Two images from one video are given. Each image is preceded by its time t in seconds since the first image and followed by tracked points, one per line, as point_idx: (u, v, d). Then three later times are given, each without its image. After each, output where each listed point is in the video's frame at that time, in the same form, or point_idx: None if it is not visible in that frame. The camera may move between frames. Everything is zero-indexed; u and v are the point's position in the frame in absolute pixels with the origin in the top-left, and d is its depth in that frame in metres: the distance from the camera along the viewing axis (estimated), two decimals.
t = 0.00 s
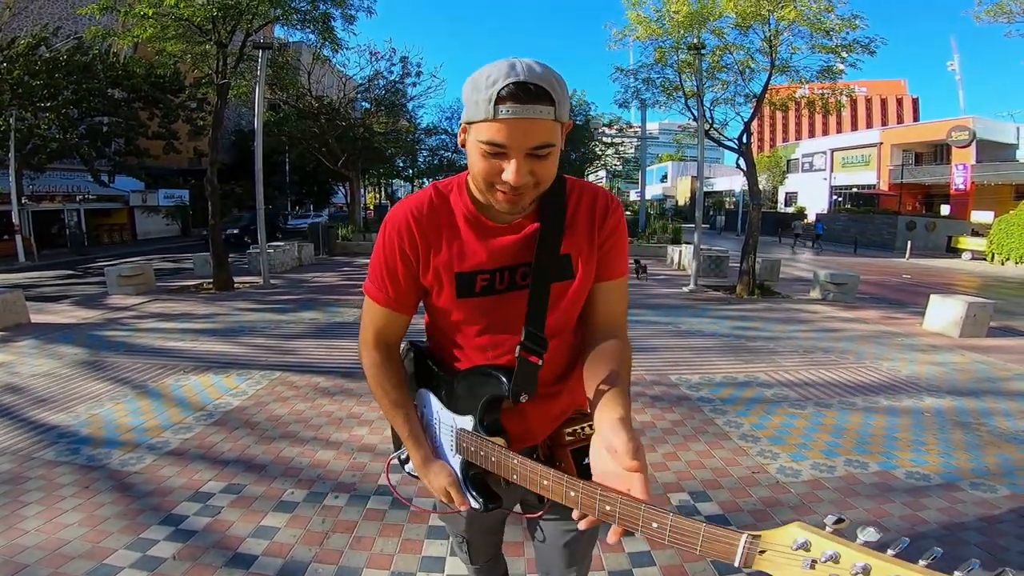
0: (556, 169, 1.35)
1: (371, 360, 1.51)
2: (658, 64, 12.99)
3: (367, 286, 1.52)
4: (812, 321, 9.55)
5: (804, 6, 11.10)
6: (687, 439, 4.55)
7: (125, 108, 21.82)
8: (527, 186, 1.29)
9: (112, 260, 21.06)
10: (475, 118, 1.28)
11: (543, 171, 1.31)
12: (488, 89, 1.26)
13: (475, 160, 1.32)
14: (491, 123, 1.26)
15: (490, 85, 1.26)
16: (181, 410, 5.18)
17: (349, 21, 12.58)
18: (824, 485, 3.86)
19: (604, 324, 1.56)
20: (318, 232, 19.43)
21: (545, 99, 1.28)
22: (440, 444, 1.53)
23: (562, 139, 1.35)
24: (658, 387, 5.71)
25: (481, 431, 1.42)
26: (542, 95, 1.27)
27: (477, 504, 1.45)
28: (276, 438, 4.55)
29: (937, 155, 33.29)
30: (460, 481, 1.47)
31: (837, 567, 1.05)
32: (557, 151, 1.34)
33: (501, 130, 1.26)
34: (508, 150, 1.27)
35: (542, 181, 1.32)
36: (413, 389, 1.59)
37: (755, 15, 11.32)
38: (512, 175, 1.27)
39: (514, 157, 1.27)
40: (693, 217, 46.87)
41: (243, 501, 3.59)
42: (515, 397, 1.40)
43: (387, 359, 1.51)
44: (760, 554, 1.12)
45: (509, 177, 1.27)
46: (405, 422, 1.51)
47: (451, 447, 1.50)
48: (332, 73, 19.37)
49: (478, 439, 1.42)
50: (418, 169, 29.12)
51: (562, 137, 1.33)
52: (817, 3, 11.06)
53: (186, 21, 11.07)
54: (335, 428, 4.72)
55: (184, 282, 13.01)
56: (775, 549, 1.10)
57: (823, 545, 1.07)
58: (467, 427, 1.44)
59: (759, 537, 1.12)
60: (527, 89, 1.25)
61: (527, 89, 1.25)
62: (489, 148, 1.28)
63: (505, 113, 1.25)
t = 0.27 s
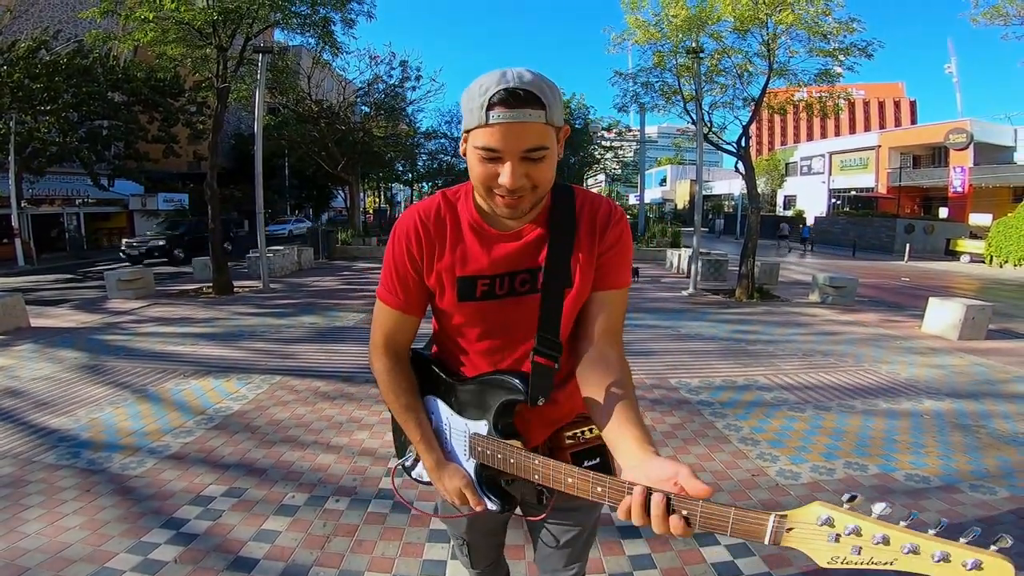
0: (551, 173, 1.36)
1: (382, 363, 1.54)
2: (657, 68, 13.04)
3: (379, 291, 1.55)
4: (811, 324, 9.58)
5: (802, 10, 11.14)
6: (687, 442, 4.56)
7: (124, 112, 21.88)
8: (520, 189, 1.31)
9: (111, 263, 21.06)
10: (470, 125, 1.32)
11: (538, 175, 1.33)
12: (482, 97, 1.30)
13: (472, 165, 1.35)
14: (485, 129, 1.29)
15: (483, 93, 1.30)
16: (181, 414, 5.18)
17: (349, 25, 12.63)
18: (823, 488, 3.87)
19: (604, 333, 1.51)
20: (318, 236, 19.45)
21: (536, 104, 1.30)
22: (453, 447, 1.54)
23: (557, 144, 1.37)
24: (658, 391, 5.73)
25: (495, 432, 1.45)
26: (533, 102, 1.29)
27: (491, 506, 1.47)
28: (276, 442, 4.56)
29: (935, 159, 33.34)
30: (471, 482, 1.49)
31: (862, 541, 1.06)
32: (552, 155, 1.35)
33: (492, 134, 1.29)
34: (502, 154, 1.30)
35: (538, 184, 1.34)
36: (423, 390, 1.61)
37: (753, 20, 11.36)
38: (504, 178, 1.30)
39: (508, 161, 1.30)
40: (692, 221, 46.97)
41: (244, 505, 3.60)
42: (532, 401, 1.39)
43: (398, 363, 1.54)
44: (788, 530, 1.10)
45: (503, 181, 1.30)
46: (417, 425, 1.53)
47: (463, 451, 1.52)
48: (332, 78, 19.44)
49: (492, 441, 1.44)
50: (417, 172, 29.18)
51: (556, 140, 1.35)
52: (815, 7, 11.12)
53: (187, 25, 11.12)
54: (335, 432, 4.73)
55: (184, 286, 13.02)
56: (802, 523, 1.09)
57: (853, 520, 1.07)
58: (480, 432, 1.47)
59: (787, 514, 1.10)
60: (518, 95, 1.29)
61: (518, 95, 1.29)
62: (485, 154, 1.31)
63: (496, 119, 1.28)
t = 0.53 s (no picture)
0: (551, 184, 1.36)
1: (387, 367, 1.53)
2: (656, 72, 13.05)
3: (383, 296, 1.56)
4: (811, 328, 9.58)
5: (801, 13, 11.17)
6: (687, 446, 4.56)
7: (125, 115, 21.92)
8: (521, 201, 1.31)
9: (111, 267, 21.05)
10: (472, 136, 1.32)
11: (539, 186, 1.33)
12: (482, 109, 1.30)
13: (473, 177, 1.36)
14: (485, 141, 1.30)
15: (483, 105, 1.30)
16: (181, 418, 5.18)
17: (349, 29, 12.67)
18: (824, 490, 3.87)
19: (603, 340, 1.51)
20: (318, 240, 19.45)
21: (536, 114, 1.30)
22: (456, 450, 1.54)
23: (557, 154, 1.37)
24: (658, 395, 5.73)
25: (501, 435, 1.46)
26: (531, 114, 1.30)
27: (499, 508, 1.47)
28: (277, 446, 4.56)
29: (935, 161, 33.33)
30: (476, 485, 1.50)
31: (866, 529, 1.11)
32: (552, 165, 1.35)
33: (491, 147, 1.29)
34: (502, 166, 1.30)
35: (538, 197, 1.34)
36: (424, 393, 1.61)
37: (751, 23, 11.38)
38: (504, 191, 1.30)
39: (508, 172, 1.30)
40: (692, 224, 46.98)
41: (245, 508, 3.60)
42: (543, 403, 1.40)
43: (403, 368, 1.55)
44: (797, 522, 1.14)
45: (504, 193, 1.30)
46: (420, 431, 1.52)
47: (468, 454, 1.52)
48: (332, 82, 19.50)
49: (500, 444, 1.44)
50: (417, 177, 29.22)
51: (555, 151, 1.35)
52: (813, 10, 11.14)
53: (188, 29, 11.16)
54: (336, 436, 4.73)
55: (185, 290, 13.03)
56: (812, 515, 1.13)
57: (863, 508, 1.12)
58: (488, 434, 1.47)
59: (797, 505, 1.14)
60: (517, 107, 1.28)
61: (517, 107, 1.29)
62: (486, 165, 1.32)
63: (496, 131, 1.28)
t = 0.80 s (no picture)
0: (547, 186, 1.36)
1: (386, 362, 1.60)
2: (656, 75, 13.08)
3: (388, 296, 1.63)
4: (811, 331, 9.59)
5: (800, 16, 11.20)
6: (687, 449, 4.57)
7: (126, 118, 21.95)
8: (519, 203, 1.32)
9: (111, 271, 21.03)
10: (469, 141, 1.34)
11: (535, 189, 1.34)
12: (479, 115, 1.32)
13: (473, 182, 1.37)
14: (482, 145, 1.31)
15: (481, 110, 1.32)
16: (182, 421, 5.19)
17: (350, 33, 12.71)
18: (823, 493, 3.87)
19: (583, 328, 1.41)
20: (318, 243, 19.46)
21: (531, 119, 1.31)
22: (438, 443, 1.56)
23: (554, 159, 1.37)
24: (658, 398, 5.74)
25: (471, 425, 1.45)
26: (527, 119, 1.30)
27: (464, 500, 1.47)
28: (277, 449, 4.57)
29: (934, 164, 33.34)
30: (449, 476, 1.49)
31: (765, 527, 0.99)
32: (547, 168, 1.36)
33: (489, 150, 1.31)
34: (499, 168, 1.31)
35: (535, 199, 1.35)
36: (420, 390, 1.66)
37: (750, 26, 11.40)
38: (503, 193, 1.31)
39: (506, 174, 1.31)
40: (692, 228, 47.00)
41: (245, 511, 3.60)
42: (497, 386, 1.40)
43: (401, 363, 1.60)
44: (694, 515, 1.06)
45: (502, 196, 1.31)
46: (408, 421, 1.57)
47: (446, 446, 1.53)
48: (333, 85, 19.56)
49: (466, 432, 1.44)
50: (417, 180, 29.26)
51: (551, 153, 1.35)
52: (812, 13, 11.17)
53: (189, 32, 11.19)
54: (336, 439, 4.74)
55: (185, 293, 13.04)
56: (708, 509, 1.04)
57: (763, 500, 1.00)
58: (458, 424, 1.47)
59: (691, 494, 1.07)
60: (512, 112, 1.29)
61: (513, 113, 1.30)
62: (484, 169, 1.33)
63: (493, 135, 1.29)
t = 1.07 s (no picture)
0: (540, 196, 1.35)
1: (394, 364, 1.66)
2: (657, 78, 13.11)
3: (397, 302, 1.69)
4: (812, 334, 9.59)
5: (801, 19, 11.22)
6: (689, 452, 4.56)
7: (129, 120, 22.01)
8: (511, 214, 1.32)
9: (112, 273, 21.03)
10: (463, 154, 1.34)
11: (529, 199, 1.33)
12: (471, 126, 1.32)
13: (468, 195, 1.37)
14: (475, 156, 1.31)
15: (472, 122, 1.32)
16: (184, 422, 5.20)
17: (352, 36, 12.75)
18: (824, 496, 3.87)
19: (580, 328, 1.35)
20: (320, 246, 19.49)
21: (521, 131, 1.30)
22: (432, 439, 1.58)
23: (547, 166, 1.36)
24: (659, 401, 5.74)
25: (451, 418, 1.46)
26: (517, 130, 1.29)
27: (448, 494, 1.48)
28: (279, 451, 4.57)
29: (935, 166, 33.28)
30: (438, 473, 1.50)
31: (616, 505, 1.00)
32: (541, 179, 1.35)
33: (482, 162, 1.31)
34: (491, 180, 1.31)
35: (528, 208, 1.34)
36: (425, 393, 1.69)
37: (751, 29, 11.43)
38: (496, 204, 1.31)
39: (498, 187, 1.31)
40: (693, 230, 47.02)
41: (247, 512, 3.61)
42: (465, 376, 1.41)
43: (405, 367, 1.65)
44: (565, 485, 1.09)
45: (495, 208, 1.31)
46: (409, 421, 1.62)
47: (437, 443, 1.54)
48: (335, 87, 19.63)
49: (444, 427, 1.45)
50: (418, 182, 29.32)
51: (545, 163, 1.34)
52: (813, 15, 11.18)
53: (192, 33, 11.21)
54: (337, 441, 4.75)
55: (187, 295, 13.06)
56: (574, 480, 1.07)
57: (619, 478, 1.00)
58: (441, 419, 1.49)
59: (563, 461, 1.10)
60: (503, 124, 1.29)
61: (503, 125, 1.30)
62: (477, 179, 1.33)
63: (484, 147, 1.30)
